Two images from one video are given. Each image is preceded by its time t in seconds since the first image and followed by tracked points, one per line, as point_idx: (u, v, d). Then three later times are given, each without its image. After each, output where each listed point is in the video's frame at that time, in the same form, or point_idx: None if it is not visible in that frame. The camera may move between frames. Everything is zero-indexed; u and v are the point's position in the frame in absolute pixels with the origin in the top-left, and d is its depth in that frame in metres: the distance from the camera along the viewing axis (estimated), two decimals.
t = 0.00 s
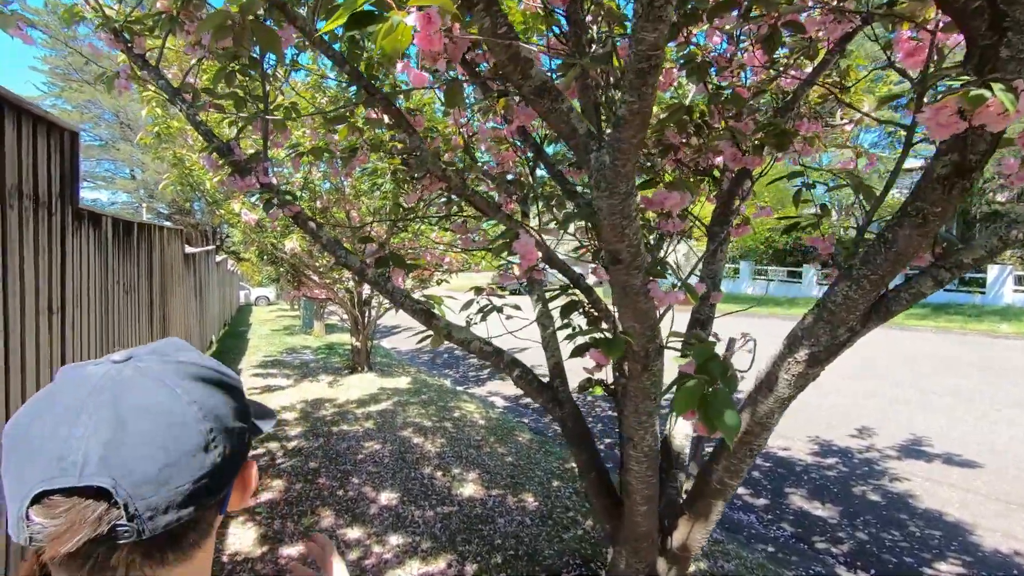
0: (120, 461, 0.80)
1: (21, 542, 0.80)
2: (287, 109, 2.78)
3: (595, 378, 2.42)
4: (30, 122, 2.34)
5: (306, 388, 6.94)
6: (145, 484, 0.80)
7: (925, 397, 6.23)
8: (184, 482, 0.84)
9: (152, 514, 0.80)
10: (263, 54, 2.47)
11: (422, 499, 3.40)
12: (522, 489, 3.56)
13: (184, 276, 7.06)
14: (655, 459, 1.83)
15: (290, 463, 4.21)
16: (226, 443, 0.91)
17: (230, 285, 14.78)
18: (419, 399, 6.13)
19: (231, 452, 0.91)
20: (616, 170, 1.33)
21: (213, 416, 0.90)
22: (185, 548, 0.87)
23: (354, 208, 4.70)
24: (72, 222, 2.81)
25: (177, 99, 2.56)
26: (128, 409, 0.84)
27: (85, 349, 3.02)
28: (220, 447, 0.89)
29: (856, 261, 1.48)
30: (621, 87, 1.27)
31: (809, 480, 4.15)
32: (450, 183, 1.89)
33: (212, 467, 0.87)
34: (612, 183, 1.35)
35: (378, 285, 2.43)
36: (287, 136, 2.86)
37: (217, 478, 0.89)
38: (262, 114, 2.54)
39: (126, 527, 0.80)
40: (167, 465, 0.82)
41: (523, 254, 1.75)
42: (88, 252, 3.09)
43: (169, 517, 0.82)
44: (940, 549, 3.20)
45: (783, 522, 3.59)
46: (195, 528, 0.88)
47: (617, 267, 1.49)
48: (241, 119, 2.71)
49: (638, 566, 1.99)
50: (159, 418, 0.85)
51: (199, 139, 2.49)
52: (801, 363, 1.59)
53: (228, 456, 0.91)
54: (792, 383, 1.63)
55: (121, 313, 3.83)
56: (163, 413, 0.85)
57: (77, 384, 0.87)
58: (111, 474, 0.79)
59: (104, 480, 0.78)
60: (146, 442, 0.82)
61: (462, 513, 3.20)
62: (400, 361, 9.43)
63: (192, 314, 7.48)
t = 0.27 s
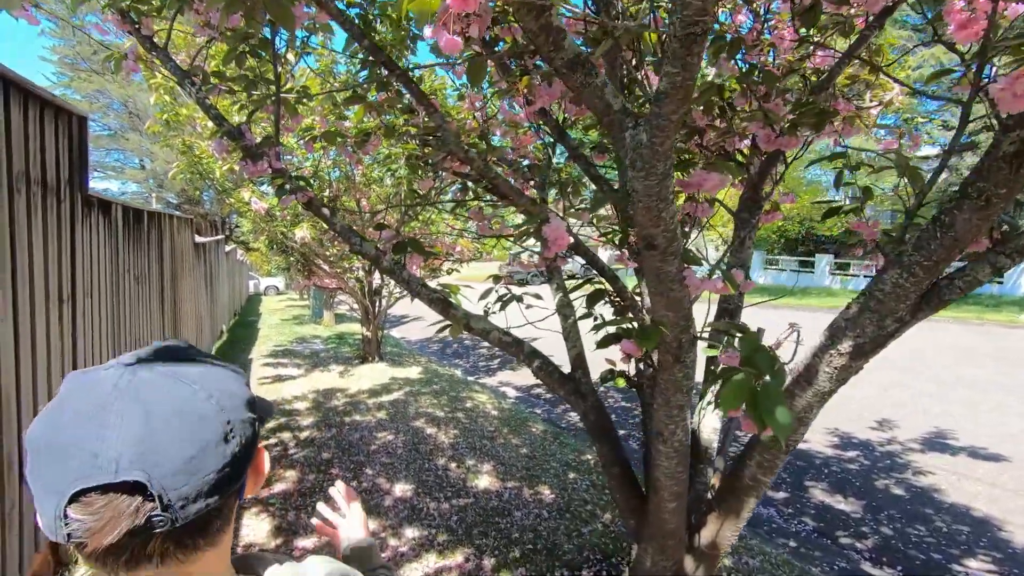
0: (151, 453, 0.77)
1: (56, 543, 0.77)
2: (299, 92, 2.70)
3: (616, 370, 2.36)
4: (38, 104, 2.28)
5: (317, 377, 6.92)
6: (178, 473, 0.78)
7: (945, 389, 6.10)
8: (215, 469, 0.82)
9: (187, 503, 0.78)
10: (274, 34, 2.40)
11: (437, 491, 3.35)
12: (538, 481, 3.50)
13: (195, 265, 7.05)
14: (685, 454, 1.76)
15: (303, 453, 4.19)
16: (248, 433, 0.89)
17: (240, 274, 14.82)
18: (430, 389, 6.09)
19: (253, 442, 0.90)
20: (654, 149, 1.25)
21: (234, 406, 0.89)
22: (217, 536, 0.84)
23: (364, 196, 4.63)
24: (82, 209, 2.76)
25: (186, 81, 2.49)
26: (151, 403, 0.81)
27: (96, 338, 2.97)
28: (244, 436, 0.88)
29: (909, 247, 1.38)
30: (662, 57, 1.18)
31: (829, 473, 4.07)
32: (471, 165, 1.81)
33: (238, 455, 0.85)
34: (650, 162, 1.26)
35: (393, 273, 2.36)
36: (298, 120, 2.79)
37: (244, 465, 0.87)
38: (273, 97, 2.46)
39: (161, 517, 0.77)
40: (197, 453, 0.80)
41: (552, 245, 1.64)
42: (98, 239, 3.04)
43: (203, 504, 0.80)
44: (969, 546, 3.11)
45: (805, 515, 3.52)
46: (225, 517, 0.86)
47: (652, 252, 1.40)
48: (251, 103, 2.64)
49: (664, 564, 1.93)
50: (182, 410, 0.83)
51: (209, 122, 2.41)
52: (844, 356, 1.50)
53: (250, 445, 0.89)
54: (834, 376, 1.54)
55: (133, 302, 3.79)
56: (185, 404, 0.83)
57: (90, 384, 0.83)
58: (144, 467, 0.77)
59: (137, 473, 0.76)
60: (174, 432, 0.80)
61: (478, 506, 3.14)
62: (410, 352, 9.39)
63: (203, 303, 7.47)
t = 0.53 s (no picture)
0: (145, 458, 0.78)
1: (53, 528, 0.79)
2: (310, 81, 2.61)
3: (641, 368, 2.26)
4: (42, 94, 2.19)
5: (328, 373, 6.87)
6: (169, 481, 0.78)
7: (972, 384, 5.93)
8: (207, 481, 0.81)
9: (173, 512, 0.78)
10: (284, 20, 2.31)
11: (453, 491, 3.27)
12: (556, 480, 3.41)
13: (206, 261, 7.00)
14: (723, 460, 1.65)
15: (315, 451, 4.12)
16: (248, 443, 0.88)
17: (251, 269, 14.81)
18: (442, 385, 6.02)
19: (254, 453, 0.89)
20: (700, 131, 1.14)
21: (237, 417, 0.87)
22: (203, 545, 0.84)
23: (376, 188, 4.54)
24: (89, 203, 2.68)
25: (194, 69, 2.40)
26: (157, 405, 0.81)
27: (106, 335, 2.91)
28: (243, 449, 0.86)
29: (979, 237, 1.26)
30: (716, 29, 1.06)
31: (855, 472, 3.95)
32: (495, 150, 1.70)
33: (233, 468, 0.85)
34: (695, 146, 1.16)
35: (409, 267, 2.27)
36: (309, 109, 2.69)
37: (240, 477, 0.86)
38: (285, 85, 2.37)
39: (146, 522, 0.77)
40: (190, 463, 0.80)
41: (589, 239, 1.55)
42: (106, 234, 2.97)
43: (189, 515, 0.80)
44: (1007, 549, 2.99)
45: (833, 517, 3.40)
46: (213, 526, 0.85)
47: (694, 243, 1.29)
48: (261, 92, 2.55)
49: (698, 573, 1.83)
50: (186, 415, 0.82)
51: (216, 112, 2.32)
52: (901, 355, 1.39)
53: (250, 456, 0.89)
54: (888, 377, 1.43)
55: (143, 298, 3.74)
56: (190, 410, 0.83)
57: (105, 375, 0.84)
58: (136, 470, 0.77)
59: (130, 474, 0.77)
60: (171, 439, 0.80)
61: (496, 506, 3.06)
62: (421, 347, 9.33)
63: (213, 298, 7.43)
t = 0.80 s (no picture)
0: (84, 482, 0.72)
1: None
2: (323, 76, 2.52)
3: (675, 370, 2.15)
4: (47, 93, 2.10)
5: (342, 376, 6.79)
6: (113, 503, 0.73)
7: (1007, 382, 5.72)
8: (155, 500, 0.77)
9: (121, 541, 0.73)
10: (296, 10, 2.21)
11: (474, 499, 3.16)
12: (581, 487, 3.29)
13: (218, 264, 6.97)
14: (776, 472, 1.52)
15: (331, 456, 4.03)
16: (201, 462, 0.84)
17: (263, 273, 14.82)
18: (458, 388, 5.91)
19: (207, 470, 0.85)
20: (764, 109, 1.02)
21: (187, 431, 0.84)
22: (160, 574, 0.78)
23: (389, 188, 4.45)
24: (99, 206, 2.60)
25: (204, 65, 2.31)
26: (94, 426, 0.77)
27: (118, 342, 2.83)
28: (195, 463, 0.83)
29: None
30: None
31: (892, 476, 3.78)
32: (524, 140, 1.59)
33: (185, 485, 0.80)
34: (758, 127, 1.04)
35: (429, 268, 2.16)
36: (322, 105, 2.60)
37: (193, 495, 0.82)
38: (297, 79, 2.27)
39: (90, 554, 0.71)
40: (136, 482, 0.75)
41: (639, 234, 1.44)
42: (117, 239, 2.89)
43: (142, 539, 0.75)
44: None
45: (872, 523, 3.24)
46: (171, 552, 0.80)
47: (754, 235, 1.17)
48: (273, 87, 2.45)
49: None
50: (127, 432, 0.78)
51: (227, 109, 2.23)
52: (983, 358, 1.25)
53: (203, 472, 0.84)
54: (967, 382, 1.29)
55: (156, 303, 3.67)
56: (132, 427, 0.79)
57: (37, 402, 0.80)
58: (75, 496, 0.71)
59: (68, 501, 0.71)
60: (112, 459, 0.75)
61: (520, 515, 2.94)
62: (434, 348, 9.24)
63: (226, 301, 7.39)
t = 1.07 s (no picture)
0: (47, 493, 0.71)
1: None
2: (342, 70, 2.43)
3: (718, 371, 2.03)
4: (63, 92, 2.04)
5: (363, 378, 6.74)
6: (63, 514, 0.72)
7: None
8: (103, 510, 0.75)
9: None
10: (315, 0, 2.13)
11: (502, 505, 3.06)
12: (612, 493, 3.17)
13: (238, 267, 6.96)
14: (844, 484, 1.38)
15: (353, 460, 3.96)
16: (137, 483, 0.79)
17: (282, 275, 14.89)
18: (480, 389, 5.82)
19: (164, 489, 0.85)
20: (850, 75, 0.89)
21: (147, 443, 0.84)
22: None
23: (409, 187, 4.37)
24: (116, 206, 2.54)
25: (221, 59, 2.24)
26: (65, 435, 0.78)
27: (138, 346, 2.79)
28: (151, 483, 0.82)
29: None
30: None
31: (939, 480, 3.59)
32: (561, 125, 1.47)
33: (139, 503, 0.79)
34: (842, 97, 0.91)
35: (456, 266, 2.06)
36: (342, 100, 2.51)
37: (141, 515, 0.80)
38: (316, 72, 2.19)
39: None
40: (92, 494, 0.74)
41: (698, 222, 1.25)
42: (137, 241, 2.84)
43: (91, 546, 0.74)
44: None
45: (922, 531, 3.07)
46: None
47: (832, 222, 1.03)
48: (291, 82, 2.37)
49: None
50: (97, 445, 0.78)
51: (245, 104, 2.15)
52: None
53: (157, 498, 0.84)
54: None
55: (176, 306, 3.63)
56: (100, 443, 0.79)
57: None
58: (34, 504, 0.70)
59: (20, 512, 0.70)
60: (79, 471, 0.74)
61: (550, 522, 2.83)
62: (454, 349, 9.15)
63: (247, 304, 7.38)
